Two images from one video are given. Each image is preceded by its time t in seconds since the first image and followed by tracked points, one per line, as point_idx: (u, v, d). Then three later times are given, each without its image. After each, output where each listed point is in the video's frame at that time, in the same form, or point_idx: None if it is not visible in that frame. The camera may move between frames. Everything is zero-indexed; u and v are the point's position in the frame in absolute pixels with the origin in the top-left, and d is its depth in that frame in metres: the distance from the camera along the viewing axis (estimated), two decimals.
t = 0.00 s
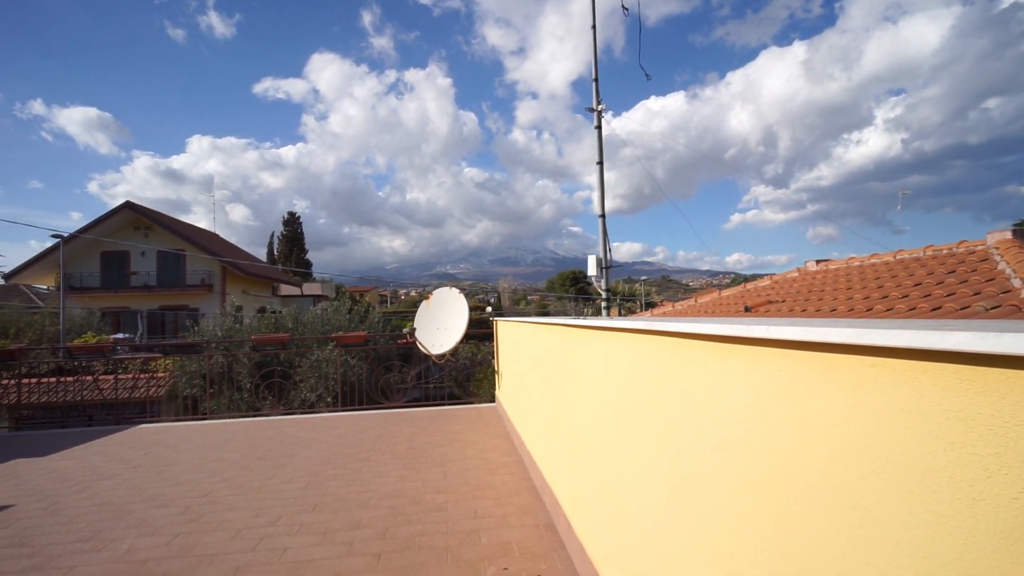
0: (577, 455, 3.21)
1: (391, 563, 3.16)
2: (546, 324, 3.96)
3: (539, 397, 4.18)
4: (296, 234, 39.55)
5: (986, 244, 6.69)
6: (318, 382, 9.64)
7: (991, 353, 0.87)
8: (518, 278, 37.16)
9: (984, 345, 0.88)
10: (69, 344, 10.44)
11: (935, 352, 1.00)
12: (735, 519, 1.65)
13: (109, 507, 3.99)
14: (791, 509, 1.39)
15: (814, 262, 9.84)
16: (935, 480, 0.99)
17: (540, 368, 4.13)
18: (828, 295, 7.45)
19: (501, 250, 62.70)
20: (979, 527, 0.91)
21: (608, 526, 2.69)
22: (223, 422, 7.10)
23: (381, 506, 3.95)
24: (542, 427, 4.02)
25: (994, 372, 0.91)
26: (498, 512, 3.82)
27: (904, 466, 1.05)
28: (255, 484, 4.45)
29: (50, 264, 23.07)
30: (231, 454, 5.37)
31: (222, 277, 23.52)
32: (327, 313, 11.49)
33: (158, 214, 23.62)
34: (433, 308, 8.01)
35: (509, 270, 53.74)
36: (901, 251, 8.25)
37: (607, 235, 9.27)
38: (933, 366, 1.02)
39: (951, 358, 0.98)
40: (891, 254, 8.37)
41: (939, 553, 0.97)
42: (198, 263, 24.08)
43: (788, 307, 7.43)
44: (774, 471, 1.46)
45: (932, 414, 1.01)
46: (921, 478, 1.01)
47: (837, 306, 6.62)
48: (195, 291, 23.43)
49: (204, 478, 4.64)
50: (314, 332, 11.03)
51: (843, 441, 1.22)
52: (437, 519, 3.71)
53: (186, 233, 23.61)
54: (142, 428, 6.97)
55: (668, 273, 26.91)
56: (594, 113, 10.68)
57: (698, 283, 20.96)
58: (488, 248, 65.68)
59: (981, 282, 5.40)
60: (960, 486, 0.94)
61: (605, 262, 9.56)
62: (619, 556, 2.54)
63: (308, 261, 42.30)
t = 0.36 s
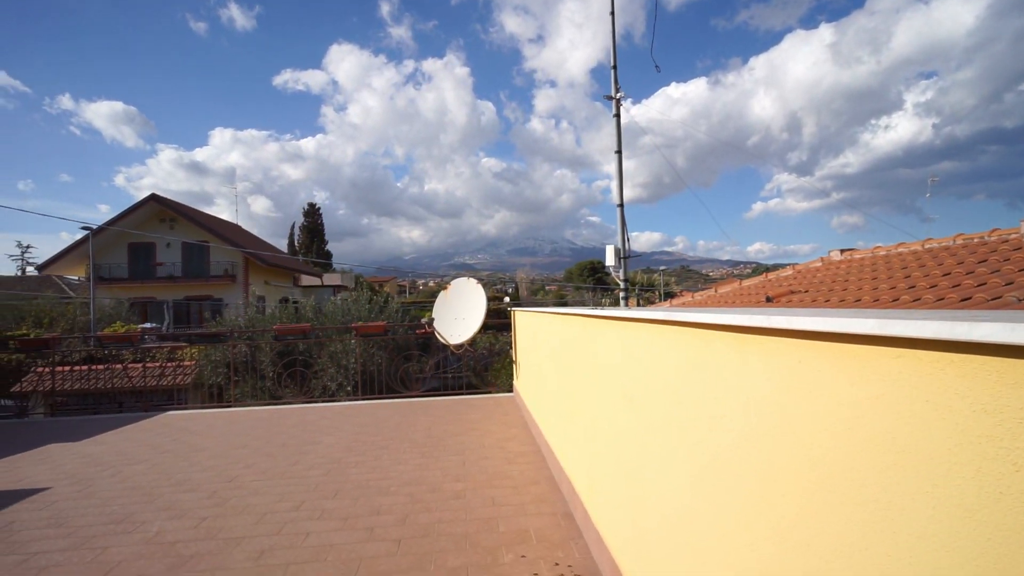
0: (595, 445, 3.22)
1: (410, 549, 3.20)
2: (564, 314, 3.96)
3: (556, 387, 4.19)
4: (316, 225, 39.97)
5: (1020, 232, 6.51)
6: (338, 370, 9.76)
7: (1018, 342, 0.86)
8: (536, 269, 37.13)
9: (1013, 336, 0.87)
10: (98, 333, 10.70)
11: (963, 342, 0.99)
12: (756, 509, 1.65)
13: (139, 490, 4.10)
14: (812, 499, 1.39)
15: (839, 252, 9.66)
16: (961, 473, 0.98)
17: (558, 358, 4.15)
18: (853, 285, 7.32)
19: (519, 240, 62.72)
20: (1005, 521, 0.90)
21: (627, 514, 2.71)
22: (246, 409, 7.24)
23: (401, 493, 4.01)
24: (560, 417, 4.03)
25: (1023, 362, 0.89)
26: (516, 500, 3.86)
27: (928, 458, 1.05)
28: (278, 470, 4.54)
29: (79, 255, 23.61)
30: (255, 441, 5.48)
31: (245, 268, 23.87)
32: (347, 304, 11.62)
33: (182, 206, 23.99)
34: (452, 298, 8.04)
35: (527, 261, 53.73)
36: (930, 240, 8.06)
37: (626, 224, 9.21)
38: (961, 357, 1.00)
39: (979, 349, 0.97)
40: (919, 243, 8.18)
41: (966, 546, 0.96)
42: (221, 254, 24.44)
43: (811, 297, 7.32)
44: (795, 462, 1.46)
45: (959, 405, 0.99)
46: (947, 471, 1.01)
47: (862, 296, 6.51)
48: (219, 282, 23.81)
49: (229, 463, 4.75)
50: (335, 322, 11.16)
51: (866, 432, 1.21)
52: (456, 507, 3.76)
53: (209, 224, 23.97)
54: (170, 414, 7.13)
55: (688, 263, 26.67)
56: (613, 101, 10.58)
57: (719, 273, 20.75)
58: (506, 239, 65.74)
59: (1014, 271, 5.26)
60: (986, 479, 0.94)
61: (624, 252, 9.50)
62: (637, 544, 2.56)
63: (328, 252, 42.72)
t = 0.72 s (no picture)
0: (613, 435, 3.22)
1: (429, 534, 3.25)
2: (582, 303, 3.97)
3: (574, 376, 4.19)
4: (336, 216, 40.36)
5: None
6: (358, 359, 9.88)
7: None
8: (555, 259, 37.06)
9: None
10: (128, 321, 10.98)
11: (991, 329, 0.97)
12: (777, 500, 1.65)
13: (168, 474, 4.22)
14: (834, 490, 1.38)
15: (865, 241, 9.48)
16: (989, 463, 0.97)
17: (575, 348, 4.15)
18: (879, 275, 7.19)
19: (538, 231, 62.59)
20: None
21: (645, 504, 2.72)
22: (270, 397, 7.38)
23: (420, 480, 4.06)
24: (578, 407, 4.03)
25: None
26: (533, 488, 3.89)
27: (955, 448, 1.04)
28: (301, 456, 4.64)
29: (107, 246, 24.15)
30: (279, 428, 5.60)
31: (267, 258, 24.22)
32: (367, 294, 11.74)
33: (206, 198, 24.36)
34: (470, 288, 8.06)
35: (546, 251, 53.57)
36: (960, 229, 7.86)
37: (646, 214, 9.13)
38: (988, 345, 0.99)
39: (1007, 336, 0.95)
40: (949, 232, 7.99)
41: (993, 535, 0.96)
42: (244, 245, 24.81)
43: (835, 287, 7.20)
44: (816, 453, 1.46)
45: (986, 393, 0.98)
46: (974, 461, 1.00)
47: (888, 286, 6.39)
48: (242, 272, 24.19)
49: (254, 449, 4.86)
50: (355, 312, 11.29)
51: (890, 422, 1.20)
52: (474, 494, 3.80)
53: (232, 216, 24.33)
54: (196, 401, 7.31)
55: (709, 253, 26.35)
56: (633, 88, 10.47)
57: (740, 262, 20.51)
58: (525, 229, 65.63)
59: None
60: (1014, 469, 0.92)
61: (643, 241, 9.44)
62: (656, 533, 2.57)
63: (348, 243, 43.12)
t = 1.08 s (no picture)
0: (631, 425, 3.23)
1: (448, 521, 3.30)
2: (600, 293, 3.96)
3: (591, 366, 4.20)
4: (355, 207, 40.64)
5: None
6: (378, 349, 9.99)
7: None
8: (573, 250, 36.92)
9: None
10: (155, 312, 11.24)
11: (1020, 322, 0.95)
12: (797, 493, 1.64)
13: (195, 459, 4.33)
14: (856, 484, 1.37)
15: (892, 231, 9.27)
16: (1016, 457, 0.96)
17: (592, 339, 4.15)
18: (907, 266, 7.03)
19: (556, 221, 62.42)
20: None
21: (662, 496, 2.72)
22: (292, 386, 7.51)
23: (439, 468, 4.11)
24: (595, 397, 4.04)
25: None
26: (551, 478, 3.91)
27: (981, 441, 1.02)
28: (323, 443, 4.72)
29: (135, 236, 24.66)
30: (301, 416, 5.70)
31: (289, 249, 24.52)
32: (386, 284, 11.83)
33: (229, 189, 24.69)
34: (488, 279, 8.08)
35: (566, 241, 53.35)
36: (992, 218, 7.65)
37: (666, 204, 9.03)
38: (1015, 337, 0.97)
39: None
40: (981, 222, 7.77)
41: (1020, 530, 0.94)
42: (266, 236, 25.13)
43: (861, 278, 7.06)
44: (838, 447, 1.44)
45: (1013, 386, 0.97)
46: (999, 456, 0.99)
47: (916, 276, 6.24)
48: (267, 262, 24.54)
49: (277, 436, 4.95)
50: (375, 302, 11.39)
51: (913, 416, 1.19)
52: (492, 482, 3.84)
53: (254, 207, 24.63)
54: (220, 390, 7.46)
55: (730, 243, 26.03)
56: (653, 76, 10.34)
57: (761, 253, 20.23)
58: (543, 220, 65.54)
59: None
60: None
61: (663, 232, 9.36)
62: (674, 525, 2.57)
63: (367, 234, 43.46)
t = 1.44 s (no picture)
0: (650, 415, 3.22)
1: (468, 509, 3.33)
2: (619, 283, 3.95)
3: (611, 356, 4.19)
4: (375, 197, 40.92)
5: None
6: (397, 339, 10.09)
7: None
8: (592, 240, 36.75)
9: None
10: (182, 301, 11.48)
11: None
12: (821, 485, 1.62)
13: (222, 445, 4.44)
14: (881, 477, 1.35)
15: (922, 220, 9.04)
16: None
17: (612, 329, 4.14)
18: (936, 255, 6.87)
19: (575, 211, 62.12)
20: None
21: (682, 487, 2.72)
22: (314, 375, 7.63)
23: (459, 456, 4.15)
24: (615, 387, 4.03)
25: None
26: (569, 467, 3.92)
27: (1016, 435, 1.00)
28: (345, 431, 4.80)
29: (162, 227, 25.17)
30: (323, 404, 5.79)
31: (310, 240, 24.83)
32: (405, 274, 11.91)
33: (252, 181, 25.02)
34: (507, 269, 8.09)
35: (585, 231, 53.16)
36: None
37: (687, 193, 8.93)
38: None
39: None
40: (1015, 210, 7.54)
41: None
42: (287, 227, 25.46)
43: (888, 268, 6.92)
44: (864, 438, 1.42)
45: None
46: None
47: (945, 266, 6.09)
48: (285, 253, 24.84)
49: (300, 423, 5.05)
50: (394, 292, 11.49)
51: (945, 409, 1.16)
52: (511, 471, 3.86)
53: (275, 198, 24.93)
54: (245, 377, 7.61)
55: (752, 232, 25.62)
56: (675, 63, 10.19)
57: (784, 243, 19.89)
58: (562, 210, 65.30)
59: None
60: None
61: (684, 221, 9.26)
62: (694, 515, 2.56)
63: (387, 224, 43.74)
